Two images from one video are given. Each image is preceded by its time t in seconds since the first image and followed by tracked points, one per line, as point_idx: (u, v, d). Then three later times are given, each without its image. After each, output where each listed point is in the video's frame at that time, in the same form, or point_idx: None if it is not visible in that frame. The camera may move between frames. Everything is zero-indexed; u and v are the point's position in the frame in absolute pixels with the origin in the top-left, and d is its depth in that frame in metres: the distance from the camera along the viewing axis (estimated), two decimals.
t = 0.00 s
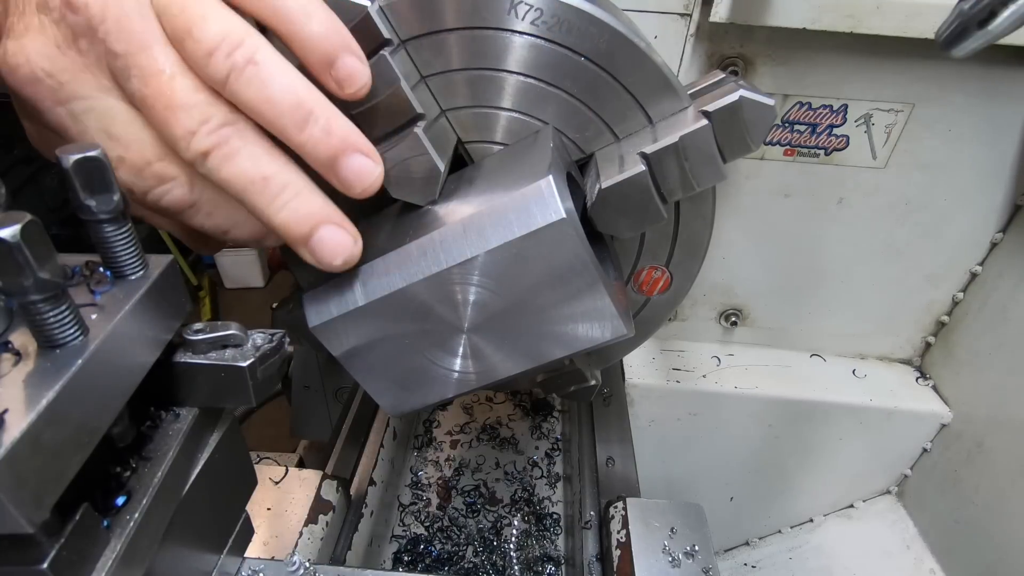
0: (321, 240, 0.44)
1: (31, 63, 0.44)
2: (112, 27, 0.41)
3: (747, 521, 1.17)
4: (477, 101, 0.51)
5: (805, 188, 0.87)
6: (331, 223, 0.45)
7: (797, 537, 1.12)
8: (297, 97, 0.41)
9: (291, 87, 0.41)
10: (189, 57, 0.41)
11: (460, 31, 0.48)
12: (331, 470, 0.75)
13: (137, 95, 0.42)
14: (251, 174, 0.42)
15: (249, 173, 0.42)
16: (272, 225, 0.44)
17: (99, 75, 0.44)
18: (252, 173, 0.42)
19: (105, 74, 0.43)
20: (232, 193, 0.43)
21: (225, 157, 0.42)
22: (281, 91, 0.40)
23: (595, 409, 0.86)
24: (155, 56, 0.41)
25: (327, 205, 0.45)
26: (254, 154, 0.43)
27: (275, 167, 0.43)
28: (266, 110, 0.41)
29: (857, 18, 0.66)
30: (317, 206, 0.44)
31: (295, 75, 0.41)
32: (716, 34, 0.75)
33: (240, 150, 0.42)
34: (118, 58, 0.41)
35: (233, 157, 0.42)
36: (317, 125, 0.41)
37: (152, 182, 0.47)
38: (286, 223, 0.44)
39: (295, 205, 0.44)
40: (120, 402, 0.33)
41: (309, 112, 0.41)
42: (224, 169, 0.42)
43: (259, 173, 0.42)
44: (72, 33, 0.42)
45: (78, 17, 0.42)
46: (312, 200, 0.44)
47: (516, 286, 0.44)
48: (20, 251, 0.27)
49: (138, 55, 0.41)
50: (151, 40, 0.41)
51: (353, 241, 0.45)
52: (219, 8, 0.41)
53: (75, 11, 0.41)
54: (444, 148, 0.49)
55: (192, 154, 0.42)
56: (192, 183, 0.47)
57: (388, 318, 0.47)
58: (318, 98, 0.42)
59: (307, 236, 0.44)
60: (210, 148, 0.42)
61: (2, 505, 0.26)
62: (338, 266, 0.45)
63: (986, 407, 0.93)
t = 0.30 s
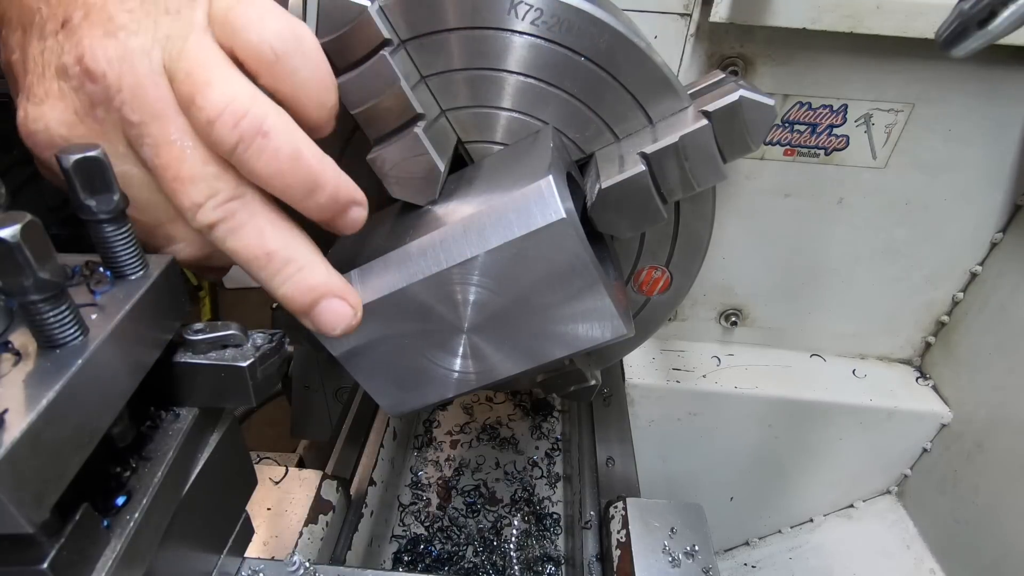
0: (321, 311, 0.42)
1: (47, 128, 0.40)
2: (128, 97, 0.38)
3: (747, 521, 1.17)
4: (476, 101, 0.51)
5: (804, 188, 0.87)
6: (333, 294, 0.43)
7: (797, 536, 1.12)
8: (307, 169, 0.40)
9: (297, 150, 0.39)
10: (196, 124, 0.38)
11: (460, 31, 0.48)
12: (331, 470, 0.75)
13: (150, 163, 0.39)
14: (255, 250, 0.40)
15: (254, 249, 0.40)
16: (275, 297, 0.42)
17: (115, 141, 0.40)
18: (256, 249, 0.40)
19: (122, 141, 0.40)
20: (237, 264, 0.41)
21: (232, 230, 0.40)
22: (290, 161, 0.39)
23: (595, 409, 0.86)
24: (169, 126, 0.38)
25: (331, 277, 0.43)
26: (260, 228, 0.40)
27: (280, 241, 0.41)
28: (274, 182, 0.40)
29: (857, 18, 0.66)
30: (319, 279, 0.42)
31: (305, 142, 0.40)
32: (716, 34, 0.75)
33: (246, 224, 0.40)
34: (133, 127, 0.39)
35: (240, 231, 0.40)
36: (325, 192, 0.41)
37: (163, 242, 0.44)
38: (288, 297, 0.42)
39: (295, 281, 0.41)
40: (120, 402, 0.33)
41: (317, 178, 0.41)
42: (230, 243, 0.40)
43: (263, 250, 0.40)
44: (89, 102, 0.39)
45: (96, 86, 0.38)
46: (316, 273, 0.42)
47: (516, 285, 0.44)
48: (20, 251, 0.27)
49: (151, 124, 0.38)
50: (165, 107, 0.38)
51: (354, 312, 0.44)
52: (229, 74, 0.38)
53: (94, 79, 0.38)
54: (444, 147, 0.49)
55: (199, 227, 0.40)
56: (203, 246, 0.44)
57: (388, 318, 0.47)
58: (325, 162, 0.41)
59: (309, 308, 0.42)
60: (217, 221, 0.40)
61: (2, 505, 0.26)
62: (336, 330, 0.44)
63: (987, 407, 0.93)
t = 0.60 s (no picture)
0: (310, 335, 0.43)
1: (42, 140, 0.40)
2: (122, 114, 0.38)
3: (747, 522, 1.16)
4: (476, 101, 0.51)
5: (804, 188, 0.87)
6: (323, 318, 0.43)
7: (797, 536, 1.12)
8: (302, 190, 0.40)
9: (293, 173, 0.39)
10: (190, 145, 0.38)
11: (460, 31, 0.48)
12: (331, 470, 0.75)
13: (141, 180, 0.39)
14: (246, 275, 0.40)
15: (245, 274, 0.40)
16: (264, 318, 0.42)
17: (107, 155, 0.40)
18: (247, 273, 0.40)
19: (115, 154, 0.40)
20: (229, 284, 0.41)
21: (224, 253, 0.39)
22: (287, 184, 0.39)
23: (595, 409, 0.86)
24: (163, 144, 0.38)
25: (323, 301, 0.43)
26: (252, 252, 0.40)
27: (272, 267, 0.40)
28: (271, 204, 0.40)
29: (857, 18, 0.66)
30: (310, 304, 0.42)
31: (301, 164, 0.39)
32: (716, 34, 0.75)
33: (238, 248, 0.40)
34: (126, 143, 0.38)
35: (233, 254, 0.40)
36: (320, 207, 0.42)
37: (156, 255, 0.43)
38: (278, 321, 0.42)
39: (286, 305, 0.41)
40: (120, 402, 0.33)
41: (312, 197, 0.41)
42: (222, 264, 0.40)
43: (254, 275, 0.40)
44: (82, 117, 0.39)
45: (91, 100, 0.38)
46: (306, 299, 0.42)
47: (516, 285, 0.44)
48: (20, 251, 0.27)
49: (145, 141, 0.38)
50: (160, 125, 0.38)
51: (343, 334, 0.44)
52: (225, 94, 0.38)
53: (88, 93, 0.38)
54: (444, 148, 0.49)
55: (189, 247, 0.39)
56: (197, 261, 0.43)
57: (388, 319, 0.47)
58: (319, 181, 0.41)
59: (298, 331, 0.43)
60: (210, 243, 0.39)
61: (2, 505, 0.26)
62: (326, 351, 0.44)
63: (987, 407, 0.93)
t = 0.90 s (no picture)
0: (324, 318, 0.43)
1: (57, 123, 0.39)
2: (141, 93, 0.38)
3: (747, 521, 1.16)
4: (476, 101, 0.51)
5: (805, 188, 0.87)
6: (337, 303, 0.43)
7: (797, 537, 1.12)
8: (324, 167, 0.40)
9: (316, 149, 0.39)
10: (212, 124, 0.38)
11: (460, 31, 0.48)
12: (331, 470, 0.75)
13: (158, 161, 0.39)
14: (263, 256, 0.40)
15: (262, 254, 0.40)
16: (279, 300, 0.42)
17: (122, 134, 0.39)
18: (264, 254, 0.40)
19: (130, 134, 0.39)
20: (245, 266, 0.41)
21: (242, 234, 0.39)
22: (311, 162, 0.39)
23: (595, 409, 0.86)
24: (184, 123, 0.38)
25: (337, 284, 0.42)
26: (270, 233, 0.40)
27: (289, 248, 0.40)
28: (293, 180, 0.40)
29: (857, 18, 0.66)
30: (325, 287, 0.42)
31: (323, 140, 0.40)
32: (715, 34, 0.75)
33: (256, 228, 0.40)
34: (144, 123, 0.38)
35: (252, 235, 0.40)
36: (338, 186, 0.42)
37: (174, 239, 0.42)
38: (292, 303, 0.42)
39: (301, 287, 0.41)
40: (121, 402, 0.33)
41: (333, 174, 0.41)
42: (239, 245, 0.40)
43: (271, 256, 0.40)
44: (98, 96, 0.38)
45: (108, 79, 0.38)
46: (321, 281, 0.42)
47: (516, 285, 0.44)
48: (20, 251, 0.27)
49: (166, 121, 0.38)
50: (181, 105, 0.38)
51: (356, 321, 0.44)
52: (247, 72, 0.37)
53: (105, 72, 0.37)
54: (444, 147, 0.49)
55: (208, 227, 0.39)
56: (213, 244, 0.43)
57: (388, 318, 0.47)
58: (340, 158, 0.41)
59: (312, 314, 0.43)
60: (229, 224, 0.39)
61: (2, 505, 0.26)
62: (339, 336, 0.44)
63: (986, 407, 0.93)
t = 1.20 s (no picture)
0: (310, 317, 0.43)
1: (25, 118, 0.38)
2: (116, 92, 0.37)
3: (747, 522, 1.16)
4: (476, 101, 0.51)
5: (804, 188, 0.87)
6: (324, 300, 0.43)
7: (797, 536, 1.12)
8: (304, 176, 0.40)
9: (297, 157, 0.39)
10: (191, 128, 0.37)
11: (460, 31, 0.48)
12: (331, 470, 0.75)
13: (133, 162, 0.38)
14: (246, 258, 0.39)
15: (245, 257, 0.39)
16: (263, 300, 0.42)
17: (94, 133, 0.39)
18: (248, 256, 0.39)
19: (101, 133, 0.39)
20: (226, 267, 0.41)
21: (222, 237, 0.39)
22: (290, 170, 0.39)
23: (594, 409, 0.86)
24: (159, 125, 0.37)
25: (322, 283, 0.42)
26: (251, 235, 0.39)
27: (273, 249, 0.40)
28: (271, 188, 0.40)
29: (857, 18, 0.66)
30: (311, 286, 0.42)
31: (303, 150, 0.40)
32: (716, 34, 0.75)
33: (238, 231, 0.39)
34: (118, 123, 0.37)
35: (233, 238, 0.39)
36: (318, 193, 0.42)
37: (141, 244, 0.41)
38: (276, 304, 0.42)
39: (286, 288, 0.41)
40: (121, 402, 0.33)
41: (312, 182, 0.41)
42: (219, 248, 0.39)
43: (254, 258, 0.39)
44: (69, 92, 0.37)
45: (80, 77, 0.37)
46: (307, 280, 0.41)
47: (516, 285, 0.44)
48: (20, 251, 0.27)
49: (141, 122, 0.37)
50: (157, 107, 0.37)
51: (343, 317, 0.44)
52: (231, 81, 0.37)
53: (76, 70, 0.37)
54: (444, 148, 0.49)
55: (187, 230, 0.39)
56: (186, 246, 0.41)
57: (388, 318, 0.47)
58: (321, 168, 0.41)
59: (297, 314, 0.42)
60: (208, 227, 0.39)
61: (2, 505, 0.26)
62: (327, 333, 0.44)
63: (986, 407, 0.93)
